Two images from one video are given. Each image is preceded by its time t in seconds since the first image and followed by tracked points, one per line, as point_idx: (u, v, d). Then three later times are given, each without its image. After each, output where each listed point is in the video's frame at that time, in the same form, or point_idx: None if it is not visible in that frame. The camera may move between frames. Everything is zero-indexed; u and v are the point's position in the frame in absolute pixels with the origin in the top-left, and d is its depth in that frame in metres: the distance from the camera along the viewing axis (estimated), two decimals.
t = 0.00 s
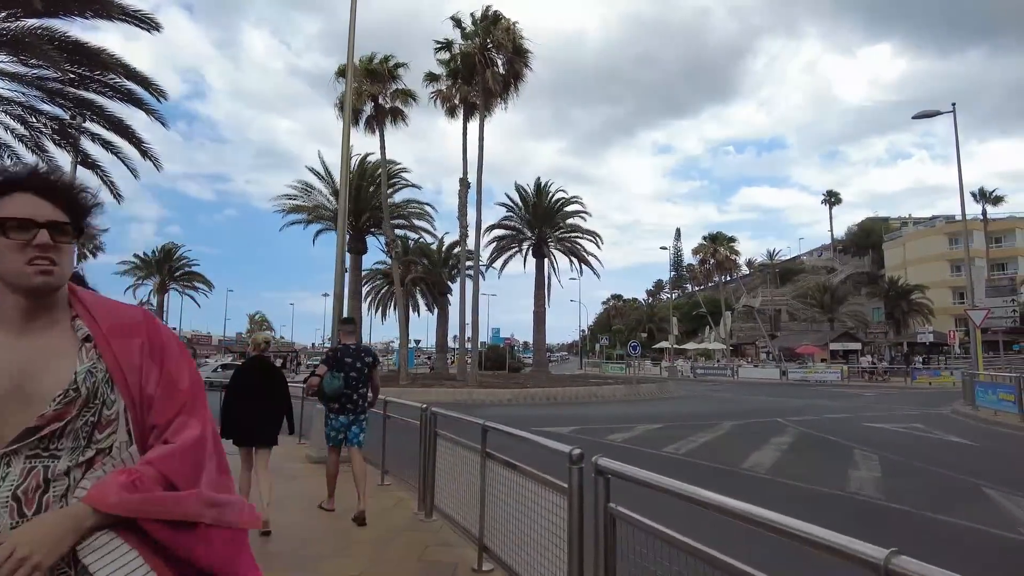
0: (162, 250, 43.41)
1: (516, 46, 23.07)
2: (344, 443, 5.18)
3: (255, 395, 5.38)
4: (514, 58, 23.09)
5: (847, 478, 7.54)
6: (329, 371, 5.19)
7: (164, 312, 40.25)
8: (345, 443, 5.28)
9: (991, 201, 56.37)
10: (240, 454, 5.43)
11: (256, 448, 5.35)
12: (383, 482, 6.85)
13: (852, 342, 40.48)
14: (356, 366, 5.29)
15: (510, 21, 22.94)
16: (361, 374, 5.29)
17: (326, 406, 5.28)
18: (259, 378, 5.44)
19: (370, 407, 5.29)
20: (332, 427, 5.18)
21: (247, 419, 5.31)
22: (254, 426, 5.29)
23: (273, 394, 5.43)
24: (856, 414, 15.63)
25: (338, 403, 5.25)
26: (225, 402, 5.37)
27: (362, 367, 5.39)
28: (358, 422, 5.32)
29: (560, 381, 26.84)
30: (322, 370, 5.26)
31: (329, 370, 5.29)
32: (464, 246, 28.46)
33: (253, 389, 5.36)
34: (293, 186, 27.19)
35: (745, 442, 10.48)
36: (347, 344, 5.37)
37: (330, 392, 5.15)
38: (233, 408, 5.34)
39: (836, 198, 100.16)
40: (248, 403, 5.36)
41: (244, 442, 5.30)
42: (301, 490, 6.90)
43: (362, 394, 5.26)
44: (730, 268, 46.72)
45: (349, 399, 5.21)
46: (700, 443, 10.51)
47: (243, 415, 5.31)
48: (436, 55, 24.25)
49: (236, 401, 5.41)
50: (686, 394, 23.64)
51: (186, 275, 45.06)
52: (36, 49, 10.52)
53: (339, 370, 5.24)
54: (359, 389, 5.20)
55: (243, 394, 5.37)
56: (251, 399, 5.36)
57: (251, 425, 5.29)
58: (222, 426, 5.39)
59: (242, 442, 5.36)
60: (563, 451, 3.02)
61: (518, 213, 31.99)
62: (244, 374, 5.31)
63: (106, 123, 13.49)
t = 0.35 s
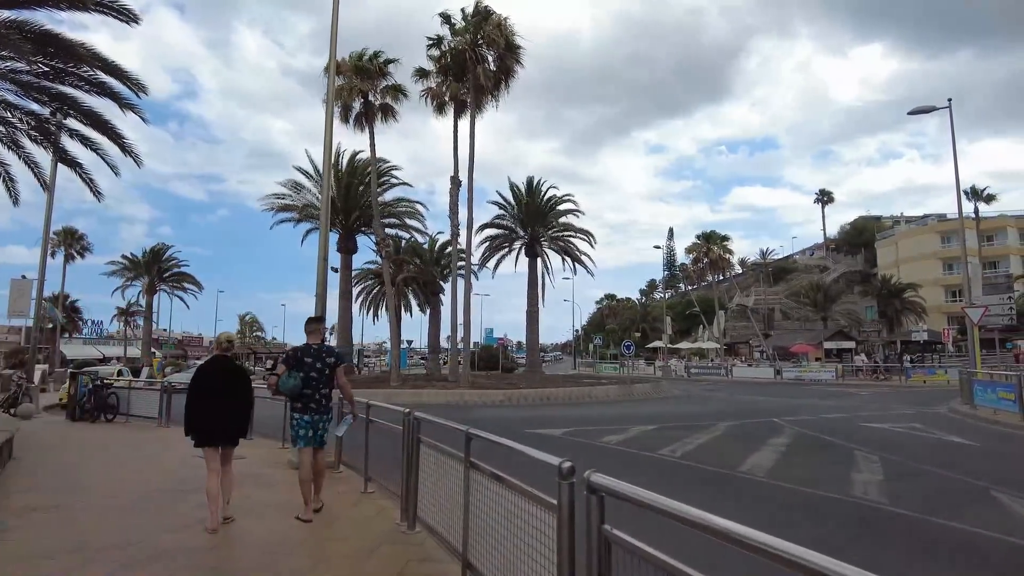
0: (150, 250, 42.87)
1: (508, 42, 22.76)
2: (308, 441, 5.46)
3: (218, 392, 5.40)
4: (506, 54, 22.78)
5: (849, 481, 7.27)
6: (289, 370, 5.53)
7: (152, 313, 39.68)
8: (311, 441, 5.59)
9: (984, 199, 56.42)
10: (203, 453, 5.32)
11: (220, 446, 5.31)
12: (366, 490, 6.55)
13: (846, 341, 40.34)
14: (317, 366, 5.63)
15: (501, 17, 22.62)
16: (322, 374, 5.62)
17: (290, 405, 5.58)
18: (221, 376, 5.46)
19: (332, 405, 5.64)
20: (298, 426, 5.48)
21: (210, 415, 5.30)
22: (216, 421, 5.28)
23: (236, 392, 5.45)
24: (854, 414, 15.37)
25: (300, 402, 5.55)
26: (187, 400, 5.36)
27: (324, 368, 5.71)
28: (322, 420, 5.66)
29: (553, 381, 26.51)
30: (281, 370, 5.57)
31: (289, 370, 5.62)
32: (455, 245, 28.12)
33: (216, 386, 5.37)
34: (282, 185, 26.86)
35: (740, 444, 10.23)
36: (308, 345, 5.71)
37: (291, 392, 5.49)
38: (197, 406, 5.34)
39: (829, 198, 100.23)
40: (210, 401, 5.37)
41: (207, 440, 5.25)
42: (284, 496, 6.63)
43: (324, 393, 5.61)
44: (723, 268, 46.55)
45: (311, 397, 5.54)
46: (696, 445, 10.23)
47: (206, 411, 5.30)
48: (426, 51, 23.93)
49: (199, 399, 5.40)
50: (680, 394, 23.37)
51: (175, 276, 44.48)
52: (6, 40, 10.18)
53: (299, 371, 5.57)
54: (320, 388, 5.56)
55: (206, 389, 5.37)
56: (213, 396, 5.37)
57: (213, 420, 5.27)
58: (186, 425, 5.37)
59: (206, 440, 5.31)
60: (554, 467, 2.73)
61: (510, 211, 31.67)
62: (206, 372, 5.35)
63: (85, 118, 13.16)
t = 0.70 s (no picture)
0: (145, 245, 42.45)
1: (507, 33, 22.34)
2: (289, 438, 5.31)
3: (197, 388, 5.24)
4: (505, 45, 22.36)
5: (866, 484, 6.92)
6: (268, 366, 5.24)
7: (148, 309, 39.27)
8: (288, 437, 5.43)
9: (985, 197, 56.13)
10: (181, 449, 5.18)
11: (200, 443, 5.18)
12: (358, 492, 6.20)
13: (847, 338, 40.04)
14: (297, 362, 5.36)
15: (501, 7, 22.18)
16: (302, 370, 5.37)
17: (269, 402, 5.37)
18: (199, 371, 5.31)
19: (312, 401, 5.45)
20: (277, 422, 5.29)
21: (189, 411, 5.16)
22: (195, 417, 5.13)
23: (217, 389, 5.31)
24: (860, 412, 15.02)
25: (279, 398, 5.34)
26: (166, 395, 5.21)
27: (304, 362, 5.45)
28: (301, 416, 5.47)
29: (552, 378, 26.17)
30: (261, 365, 5.27)
31: (269, 364, 5.33)
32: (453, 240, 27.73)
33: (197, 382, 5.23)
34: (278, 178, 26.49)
35: (748, 443, 9.87)
36: (289, 339, 5.41)
37: (270, 387, 5.24)
38: (175, 401, 5.20)
39: (829, 195, 99.88)
40: (187, 397, 5.20)
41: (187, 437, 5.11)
42: (271, 496, 6.28)
43: (303, 390, 5.40)
44: (723, 265, 46.22)
45: (291, 394, 5.32)
46: (704, 445, 9.86)
47: (185, 407, 5.16)
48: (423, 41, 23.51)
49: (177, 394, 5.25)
50: (681, 392, 23.04)
51: (171, 271, 44.06)
52: None
53: (279, 366, 5.29)
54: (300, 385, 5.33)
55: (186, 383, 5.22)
56: (193, 392, 5.22)
57: (191, 417, 5.13)
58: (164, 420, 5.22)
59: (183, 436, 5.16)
60: (565, 474, 2.37)
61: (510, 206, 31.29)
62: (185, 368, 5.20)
63: (71, 105, 12.80)
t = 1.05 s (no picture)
0: (147, 242, 42.20)
1: (511, 25, 21.97)
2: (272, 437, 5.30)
3: (176, 384, 5.01)
4: (509, 37, 22.01)
5: (893, 488, 6.63)
6: (255, 363, 5.27)
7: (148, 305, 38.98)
8: (271, 437, 5.39)
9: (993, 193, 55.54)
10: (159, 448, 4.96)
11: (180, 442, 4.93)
12: (358, 497, 5.88)
13: (854, 336, 39.65)
14: (283, 360, 5.40)
15: None
16: (288, 368, 5.41)
17: (252, 400, 5.35)
18: (179, 368, 5.07)
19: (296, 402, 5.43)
20: (259, 421, 5.28)
21: (167, 407, 4.95)
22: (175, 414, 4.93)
23: (197, 385, 5.07)
24: (874, 412, 14.67)
25: (263, 397, 5.33)
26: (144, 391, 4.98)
27: (289, 362, 5.49)
28: (283, 416, 5.44)
29: (557, 377, 25.87)
30: (248, 362, 5.31)
31: (255, 363, 5.37)
32: (457, 236, 27.42)
33: (177, 377, 4.99)
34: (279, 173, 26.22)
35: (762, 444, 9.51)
36: (275, 338, 5.45)
37: (256, 385, 5.25)
38: (153, 398, 4.98)
39: (834, 192, 99.25)
40: (169, 396, 4.98)
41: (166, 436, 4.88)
42: (266, 498, 5.98)
43: (288, 389, 5.40)
44: (729, 262, 45.81)
45: (275, 392, 5.34)
46: (717, 446, 9.57)
47: (164, 403, 4.95)
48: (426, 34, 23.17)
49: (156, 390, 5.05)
50: (688, 390, 22.72)
51: (173, 268, 43.78)
52: None
53: (265, 364, 5.34)
54: (285, 383, 5.35)
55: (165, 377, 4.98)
56: (171, 387, 4.98)
57: (172, 413, 4.92)
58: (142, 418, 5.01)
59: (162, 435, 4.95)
60: (595, 495, 2.06)
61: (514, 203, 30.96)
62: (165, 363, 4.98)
63: (66, 96, 12.53)
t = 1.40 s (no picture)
0: (158, 242, 42.18)
1: (521, 20, 21.64)
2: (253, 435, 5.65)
3: (162, 384, 5.68)
4: (519, 32, 21.68)
5: (933, 499, 6.25)
6: (237, 365, 5.69)
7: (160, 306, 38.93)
8: (254, 437, 5.76)
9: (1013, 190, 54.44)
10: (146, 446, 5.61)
11: (164, 439, 5.59)
12: (365, 509, 5.53)
13: (872, 336, 38.91)
14: (265, 361, 5.78)
15: None
16: (270, 368, 5.78)
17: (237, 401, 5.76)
18: (165, 370, 5.73)
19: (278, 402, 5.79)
20: (243, 419, 5.66)
21: (153, 405, 5.61)
22: (159, 411, 5.59)
23: (181, 384, 5.74)
24: (899, 414, 14.18)
25: (247, 397, 5.71)
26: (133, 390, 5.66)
27: (272, 363, 5.85)
28: (266, 416, 5.82)
29: (569, 377, 25.48)
30: (232, 363, 5.72)
31: (238, 365, 5.77)
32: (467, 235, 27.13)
33: (162, 377, 5.65)
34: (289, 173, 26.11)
35: (788, 450, 9.14)
36: (258, 340, 5.86)
37: (238, 385, 5.65)
38: (140, 397, 5.64)
39: (848, 189, 97.97)
40: (153, 393, 5.64)
41: (151, 431, 5.54)
42: (269, 505, 5.67)
43: (270, 391, 5.75)
44: (743, 260, 45.14)
45: (257, 393, 5.69)
46: (739, 451, 9.20)
47: (150, 401, 5.61)
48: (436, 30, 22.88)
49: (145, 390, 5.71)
50: (704, 391, 22.25)
51: (184, 268, 43.75)
52: None
53: (248, 365, 5.73)
54: (266, 384, 5.70)
55: (151, 378, 5.64)
56: (157, 387, 5.64)
57: (155, 410, 5.58)
58: (129, 416, 5.65)
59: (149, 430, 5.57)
60: (636, 542, 1.69)
61: (525, 201, 30.61)
62: (151, 365, 5.66)
63: (71, 94, 12.33)
